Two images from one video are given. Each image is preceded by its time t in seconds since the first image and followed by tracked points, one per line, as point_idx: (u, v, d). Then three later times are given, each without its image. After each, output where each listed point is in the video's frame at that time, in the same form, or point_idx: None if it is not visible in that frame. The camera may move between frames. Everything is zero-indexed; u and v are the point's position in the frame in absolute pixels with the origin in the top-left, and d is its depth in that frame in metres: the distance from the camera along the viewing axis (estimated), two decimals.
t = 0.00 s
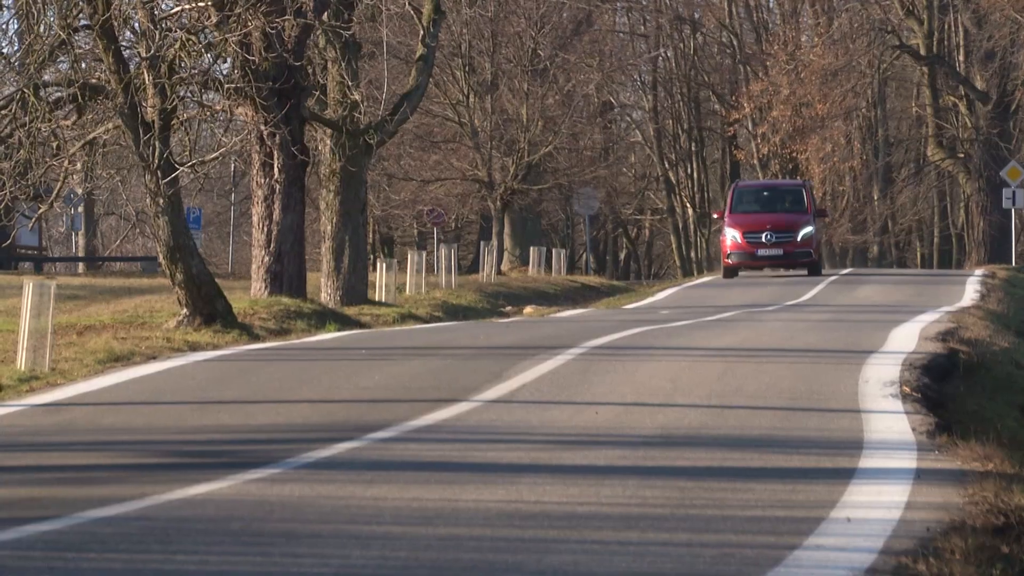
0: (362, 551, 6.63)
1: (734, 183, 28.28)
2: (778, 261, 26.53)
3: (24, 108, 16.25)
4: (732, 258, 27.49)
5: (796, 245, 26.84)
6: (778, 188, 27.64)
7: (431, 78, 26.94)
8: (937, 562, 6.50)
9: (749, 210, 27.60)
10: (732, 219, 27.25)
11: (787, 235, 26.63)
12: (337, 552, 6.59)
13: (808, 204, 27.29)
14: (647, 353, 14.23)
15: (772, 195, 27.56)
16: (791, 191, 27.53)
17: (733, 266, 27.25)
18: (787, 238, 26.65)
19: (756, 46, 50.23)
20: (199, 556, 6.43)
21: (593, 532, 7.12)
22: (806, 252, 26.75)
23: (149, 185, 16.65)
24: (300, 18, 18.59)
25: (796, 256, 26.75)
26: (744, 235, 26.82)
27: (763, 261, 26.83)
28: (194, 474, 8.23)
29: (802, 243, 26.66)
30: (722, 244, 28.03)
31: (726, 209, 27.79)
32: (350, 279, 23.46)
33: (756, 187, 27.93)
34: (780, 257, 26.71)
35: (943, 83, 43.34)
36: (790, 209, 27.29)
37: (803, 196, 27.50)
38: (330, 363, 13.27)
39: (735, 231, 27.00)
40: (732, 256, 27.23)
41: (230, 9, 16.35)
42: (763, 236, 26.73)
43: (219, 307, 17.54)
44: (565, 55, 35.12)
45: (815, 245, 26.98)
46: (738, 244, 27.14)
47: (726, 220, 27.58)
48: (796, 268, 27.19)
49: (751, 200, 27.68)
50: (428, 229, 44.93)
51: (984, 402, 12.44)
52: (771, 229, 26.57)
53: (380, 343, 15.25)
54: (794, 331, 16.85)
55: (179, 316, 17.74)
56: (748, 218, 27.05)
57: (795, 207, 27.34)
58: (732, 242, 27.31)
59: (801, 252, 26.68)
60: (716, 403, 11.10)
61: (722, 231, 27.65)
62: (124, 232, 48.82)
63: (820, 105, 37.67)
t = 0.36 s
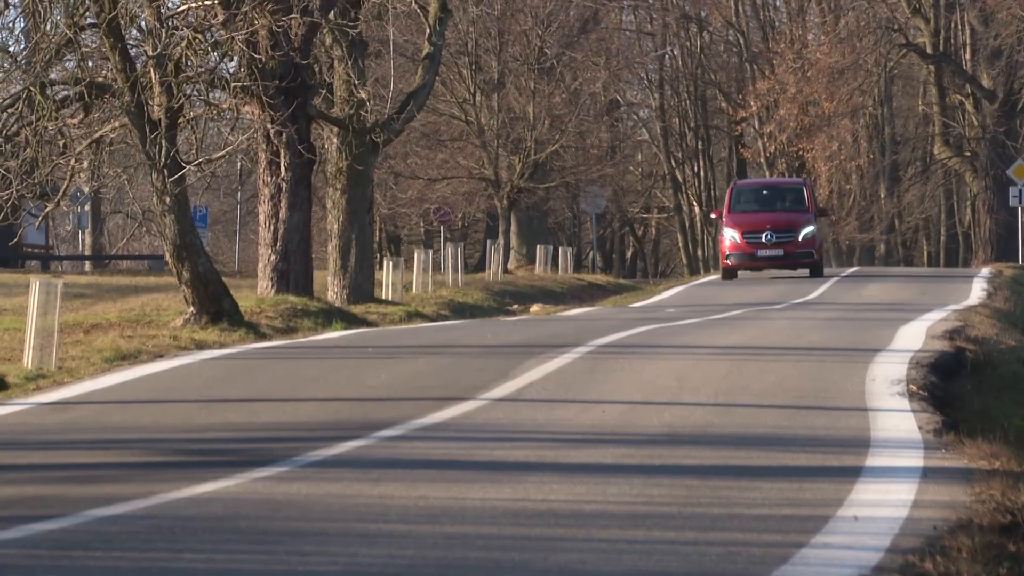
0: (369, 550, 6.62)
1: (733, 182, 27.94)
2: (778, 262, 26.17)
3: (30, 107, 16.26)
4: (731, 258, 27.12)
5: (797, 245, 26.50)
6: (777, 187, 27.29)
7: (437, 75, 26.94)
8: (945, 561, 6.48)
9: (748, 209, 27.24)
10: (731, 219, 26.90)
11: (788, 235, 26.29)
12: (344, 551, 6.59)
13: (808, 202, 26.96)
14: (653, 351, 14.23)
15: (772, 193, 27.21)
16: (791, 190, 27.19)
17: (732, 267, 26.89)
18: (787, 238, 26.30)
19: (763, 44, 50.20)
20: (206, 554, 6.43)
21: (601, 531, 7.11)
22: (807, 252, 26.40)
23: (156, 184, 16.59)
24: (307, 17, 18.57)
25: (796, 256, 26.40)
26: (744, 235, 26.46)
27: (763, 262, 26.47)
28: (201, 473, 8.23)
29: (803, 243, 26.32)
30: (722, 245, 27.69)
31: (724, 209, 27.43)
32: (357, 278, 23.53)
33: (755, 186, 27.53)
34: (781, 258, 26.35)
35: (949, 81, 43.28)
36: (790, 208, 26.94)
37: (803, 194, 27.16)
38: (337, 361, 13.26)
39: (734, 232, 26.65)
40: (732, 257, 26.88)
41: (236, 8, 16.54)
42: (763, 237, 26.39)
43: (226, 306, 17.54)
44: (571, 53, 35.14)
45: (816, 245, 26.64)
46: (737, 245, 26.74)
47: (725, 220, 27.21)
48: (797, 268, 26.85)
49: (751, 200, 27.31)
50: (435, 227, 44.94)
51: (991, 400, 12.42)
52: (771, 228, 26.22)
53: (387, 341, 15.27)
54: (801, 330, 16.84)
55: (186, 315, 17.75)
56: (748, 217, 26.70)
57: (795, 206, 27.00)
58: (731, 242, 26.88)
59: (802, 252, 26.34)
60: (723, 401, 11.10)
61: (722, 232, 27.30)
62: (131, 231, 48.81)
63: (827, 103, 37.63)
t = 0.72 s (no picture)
0: (377, 548, 6.62)
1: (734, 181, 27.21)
2: (781, 264, 25.48)
3: (41, 105, 16.14)
4: (732, 259, 26.36)
5: (800, 246, 25.84)
6: (780, 186, 26.57)
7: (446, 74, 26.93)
8: (955, 559, 6.46)
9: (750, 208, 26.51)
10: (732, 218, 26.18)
11: (791, 236, 25.57)
12: (352, 550, 6.58)
13: (812, 201, 26.28)
14: (663, 349, 14.21)
15: (774, 192, 26.50)
16: (794, 189, 26.48)
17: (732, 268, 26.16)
18: (791, 239, 25.62)
19: (772, 43, 50.16)
20: (215, 553, 6.43)
21: (610, 529, 7.10)
22: (811, 253, 25.74)
23: (165, 182, 16.76)
24: (316, 15, 18.58)
25: (800, 258, 25.73)
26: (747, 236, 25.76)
27: (765, 264, 25.77)
28: (210, 472, 8.24)
29: (806, 244, 25.65)
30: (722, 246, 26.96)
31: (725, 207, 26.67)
32: (367, 275, 23.50)
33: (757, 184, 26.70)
34: (784, 260, 25.67)
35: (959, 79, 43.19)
36: (793, 207, 26.24)
37: (806, 193, 26.47)
38: (346, 360, 13.28)
39: (736, 232, 25.93)
40: (733, 258, 26.18)
41: (245, 7, 16.55)
42: (765, 237, 25.66)
43: (236, 304, 17.56)
44: (580, 52, 35.16)
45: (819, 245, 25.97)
46: (738, 245, 25.95)
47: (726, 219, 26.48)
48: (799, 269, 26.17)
49: (752, 199, 26.58)
50: (444, 226, 44.91)
51: (1000, 398, 12.37)
52: (774, 229, 25.52)
53: (396, 340, 15.28)
54: (810, 328, 16.80)
55: (195, 313, 17.78)
56: (749, 218, 25.99)
57: (799, 205, 26.29)
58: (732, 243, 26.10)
59: (805, 253, 25.66)
60: (732, 400, 11.08)
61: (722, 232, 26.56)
62: (140, 230, 48.84)
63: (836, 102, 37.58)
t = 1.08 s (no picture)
0: (386, 546, 6.62)
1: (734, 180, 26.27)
2: (781, 266, 24.54)
3: (48, 102, 16.07)
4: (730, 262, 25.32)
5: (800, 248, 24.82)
6: (780, 185, 25.61)
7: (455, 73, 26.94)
8: (965, 557, 6.44)
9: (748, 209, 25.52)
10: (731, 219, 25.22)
11: (790, 237, 24.57)
12: (361, 547, 6.58)
13: (813, 201, 25.33)
14: (671, 347, 14.19)
15: (774, 191, 25.54)
16: (794, 189, 25.52)
17: (730, 271, 25.21)
18: (791, 240, 24.65)
19: (782, 41, 50.10)
20: (224, 551, 6.43)
21: (618, 527, 7.08)
22: (812, 254, 24.76)
23: (174, 180, 16.78)
24: (326, 13, 18.61)
25: (800, 260, 24.75)
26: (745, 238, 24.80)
27: (764, 266, 24.83)
28: (218, 469, 8.24)
29: (807, 246, 24.69)
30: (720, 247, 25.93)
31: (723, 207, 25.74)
32: (376, 274, 23.43)
33: (757, 184, 25.74)
34: (783, 263, 24.71)
35: (969, 77, 43.09)
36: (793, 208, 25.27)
37: (807, 193, 25.51)
38: (355, 357, 13.29)
39: (734, 233, 24.96)
40: (731, 261, 25.20)
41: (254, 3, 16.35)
42: (764, 238, 24.71)
43: (244, 302, 17.55)
44: (590, 50, 35.16)
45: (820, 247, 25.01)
46: (736, 247, 24.92)
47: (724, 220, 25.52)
48: (799, 271, 25.22)
49: (752, 198, 25.61)
50: (453, 224, 44.91)
51: (1010, 396, 12.33)
52: (773, 229, 24.55)
53: (405, 338, 15.28)
54: (819, 327, 16.76)
55: (204, 311, 17.80)
56: (748, 219, 25.03)
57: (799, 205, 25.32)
58: (730, 245, 25.08)
59: (806, 255, 24.69)
60: (741, 397, 11.05)
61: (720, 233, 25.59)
62: (149, 228, 48.81)
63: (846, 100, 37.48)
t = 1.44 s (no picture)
0: (395, 544, 6.61)
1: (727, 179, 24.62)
2: (777, 270, 22.80)
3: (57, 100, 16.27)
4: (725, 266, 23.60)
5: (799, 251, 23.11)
6: (776, 184, 23.92)
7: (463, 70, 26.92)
8: (973, 555, 6.41)
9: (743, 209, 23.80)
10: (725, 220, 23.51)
11: (788, 239, 22.88)
12: (369, 545, 6.57)
13: (812, 200, 23.65)
14: (680, 345, 14.17)
15: (771, 191, 23.85)
16: (792, 188, 23.83)
17: (724, 275, 23.44)
18: (789, 242, 22.91)
19: (790, 38, 50.02)
20: (232, 548, 6.43)
21: (626, 525, 7.06)
22: (811, 257, 23.02)
23: (183, 177, 16.74)
24: (333, 11, 18.62)
25: (798, 264, 23.00)
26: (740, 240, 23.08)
27: (760, 270, 23.10)
28: (227, 467, 8.24)
29: (806, 248, 22.95)
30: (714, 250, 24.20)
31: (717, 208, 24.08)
32: (384, 272, 23.42)
33: (752, 183, 24.12)
34: (781, 266, 22.96)
35: (977, 75, 42.99)
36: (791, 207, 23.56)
37: (806, 191, 23.82)
38: (364, 354, 13.30)
39: (728, 235, 23.24)
40: (724, 265, 23.44)
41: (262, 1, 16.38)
42: (760, 240, 22.99)
43: (252, 299, 17.57)
44: (597, 48, 35.15)
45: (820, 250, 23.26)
46: (731, 250, 23.22)
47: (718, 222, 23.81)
48: (798, 276, 23.45)
49: (747, 198, 23.92)
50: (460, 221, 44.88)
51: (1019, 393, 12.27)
52: (769, 231, 22.84)
53: (413, 335, 15.28)
54: (826, 324, 16.72)
55: (212, 309, 17.80)
56: (742, 220, 23.32)
57: (798, 204, 23.62)
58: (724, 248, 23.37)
59: (804, 257, 22.95)
60: (749, 395, 11.03)
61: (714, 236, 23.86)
62: (157, 225, 48.85)
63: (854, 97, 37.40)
